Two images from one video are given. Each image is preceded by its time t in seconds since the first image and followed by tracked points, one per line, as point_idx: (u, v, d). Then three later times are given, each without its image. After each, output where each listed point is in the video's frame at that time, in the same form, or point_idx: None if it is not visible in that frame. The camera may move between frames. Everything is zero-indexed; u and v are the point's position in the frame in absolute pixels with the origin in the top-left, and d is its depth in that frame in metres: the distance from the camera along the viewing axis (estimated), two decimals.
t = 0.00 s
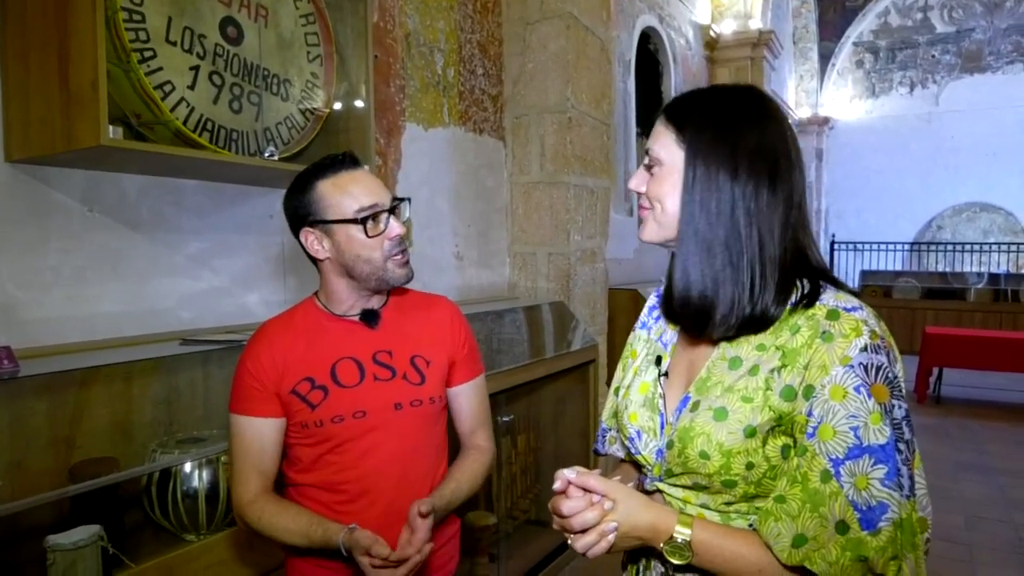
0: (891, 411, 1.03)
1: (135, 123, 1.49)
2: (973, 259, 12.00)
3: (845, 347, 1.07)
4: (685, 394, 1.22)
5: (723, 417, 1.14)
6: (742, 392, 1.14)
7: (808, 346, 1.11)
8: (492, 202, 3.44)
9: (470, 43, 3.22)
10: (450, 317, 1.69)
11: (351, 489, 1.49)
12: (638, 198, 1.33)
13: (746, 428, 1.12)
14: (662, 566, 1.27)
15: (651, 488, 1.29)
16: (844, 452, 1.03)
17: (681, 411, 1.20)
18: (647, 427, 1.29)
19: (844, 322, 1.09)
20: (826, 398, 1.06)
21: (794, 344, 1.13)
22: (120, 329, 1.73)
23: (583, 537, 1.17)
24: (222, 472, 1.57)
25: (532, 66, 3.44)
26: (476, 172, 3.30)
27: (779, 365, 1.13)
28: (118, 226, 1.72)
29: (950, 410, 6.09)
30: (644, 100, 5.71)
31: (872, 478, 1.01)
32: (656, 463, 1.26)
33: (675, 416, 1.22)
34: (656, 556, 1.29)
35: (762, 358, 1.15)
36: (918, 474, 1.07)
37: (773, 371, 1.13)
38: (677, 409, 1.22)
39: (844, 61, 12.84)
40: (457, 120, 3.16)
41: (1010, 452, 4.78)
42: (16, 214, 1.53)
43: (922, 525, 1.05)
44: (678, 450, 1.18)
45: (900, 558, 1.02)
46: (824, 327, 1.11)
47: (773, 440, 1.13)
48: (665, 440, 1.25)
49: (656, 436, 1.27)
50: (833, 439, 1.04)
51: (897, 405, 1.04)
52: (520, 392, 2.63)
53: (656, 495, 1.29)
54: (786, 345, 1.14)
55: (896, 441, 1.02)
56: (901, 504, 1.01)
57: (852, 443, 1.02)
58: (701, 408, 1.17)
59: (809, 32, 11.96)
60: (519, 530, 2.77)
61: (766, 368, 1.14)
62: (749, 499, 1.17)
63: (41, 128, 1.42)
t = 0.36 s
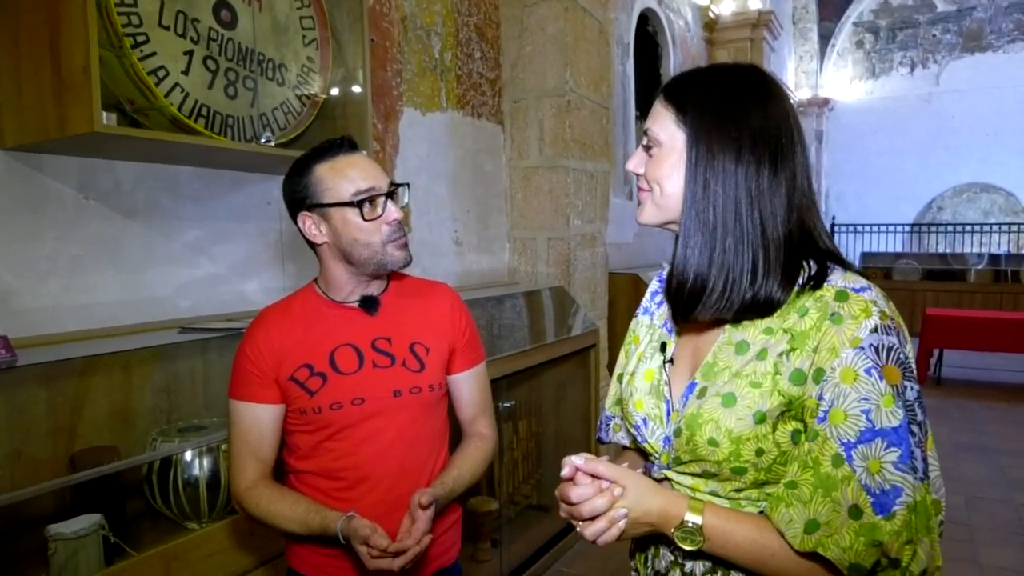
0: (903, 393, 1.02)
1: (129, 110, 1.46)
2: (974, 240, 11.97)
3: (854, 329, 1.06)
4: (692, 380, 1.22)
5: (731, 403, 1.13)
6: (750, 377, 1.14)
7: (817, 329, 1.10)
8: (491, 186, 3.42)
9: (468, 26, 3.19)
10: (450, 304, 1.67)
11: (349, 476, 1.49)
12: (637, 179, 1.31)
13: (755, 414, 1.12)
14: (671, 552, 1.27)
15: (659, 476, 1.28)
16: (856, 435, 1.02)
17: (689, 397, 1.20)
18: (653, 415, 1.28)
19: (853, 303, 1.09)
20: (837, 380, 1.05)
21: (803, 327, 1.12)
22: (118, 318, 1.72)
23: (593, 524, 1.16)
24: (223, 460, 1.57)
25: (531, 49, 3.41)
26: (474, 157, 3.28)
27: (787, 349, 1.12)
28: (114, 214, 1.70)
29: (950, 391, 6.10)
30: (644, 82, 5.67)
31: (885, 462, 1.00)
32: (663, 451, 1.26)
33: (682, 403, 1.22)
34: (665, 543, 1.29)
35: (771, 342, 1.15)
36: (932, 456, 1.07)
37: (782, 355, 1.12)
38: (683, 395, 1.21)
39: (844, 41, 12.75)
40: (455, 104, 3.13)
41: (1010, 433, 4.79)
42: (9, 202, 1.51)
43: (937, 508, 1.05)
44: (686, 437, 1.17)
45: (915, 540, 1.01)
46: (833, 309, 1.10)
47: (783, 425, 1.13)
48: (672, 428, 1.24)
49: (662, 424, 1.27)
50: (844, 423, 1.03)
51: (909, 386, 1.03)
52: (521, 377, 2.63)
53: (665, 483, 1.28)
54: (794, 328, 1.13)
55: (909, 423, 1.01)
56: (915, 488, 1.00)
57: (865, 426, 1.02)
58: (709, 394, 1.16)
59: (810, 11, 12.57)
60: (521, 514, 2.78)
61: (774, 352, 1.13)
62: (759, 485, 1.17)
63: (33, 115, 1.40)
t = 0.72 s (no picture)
0: (910, 390, 1.02)
1: (129, 111, 1.46)
2: (974, 236, 11.97)
3: (860, 327, 1.06)
4: (696, 379, 1.22)
5: (736, 402, 1.13)
6: (755, 375, 1.14)
7: (823, 326, 1.10)
8: (491, 186, 3.42)
9: (467, 26, 3.19)
10: (462, 308, 1.66)
11: (356, 474, 1.48)
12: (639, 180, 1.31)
13: (760, 412, 1.12)
14: (676, 553, 1.27)
15: (663, 476, 1.29)
16: (862, 434, 1.02)
17: (693, 396, 1.20)
18: (657, 414, 1.28)
19: (859, 301, 1.09)
20: (842, 378, 1.05)
21: (808, 325, 1.12)
22: (120, 320, 1.72)
23: (597, 528, 1.16)
24: (226, 461, 1.54)
25: (530, 49, 3.41)
26: (474, 156, 3.28)
27: (792, 347, 1.12)
28: (115, 216, 1.70)
29: (951, 387, 6.10)
30: (643, 81, 5.68)
31: (892, 460, 1.00)
32: (668, 450, 1.26)
33: (686, 402, 1.22)
34: (669, 544, 1.29)
35: (775, 340, 1.15)
36: (939, 454, 1.07)
37: (786, 353, 1.13)
38: (687, 395, 1.22)
39: (843, 38, 12.75)
40: (455, 104, 3.13)
41: (1012, 429, 4.79)
42: (11, 204, 1.51)
43: (945, 507, 1.04)
44: (691, 436, 1.18)
45: (922, 539, 1.01)
46: (839, 307, 1.10)
47: (789, 424, 1.12)
48: (677, 427, 1.25)
49: (666, 423, 1.27)
50: (850, 421, 1.03)
51: (916, 384, 1.03)
52: (523, 376, 2.63)
53: (668, 483, 1.28)
54: (799, 326, 1.13)
55: (916, 421, 1.01)
56: (921, 486, 1.00)
57: (870, 424, 1.02)
58: (714, 393, 1.16)
59: (808, 10, 12.41)
60: (524, 514, 2.78)
61: (779, 350, 1.14)
62: (765, 484, 1.16)
63: (34, 116, 1.40)
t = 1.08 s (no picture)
0: (917, 394, 1.02)
1: (135, 118, 1.46)
2: (978, 240, 11.95)
3: (868, 331, 1.06)
4: (702, 383, 1.22)
5: (743, 404, 1.13)
6: (762, 378, 1.14)
7: (830, 330, 1.10)
8: (495, 191, 3.43)
9: (470, 32, 3.21)
10: (475, 316, 1.67)
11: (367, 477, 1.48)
12: (645, 188, 1.31)
13: (768, 415, 1.11)
14: (679, 558, 1.27)
15: (667, 480, 1.28)
16: (870, 437, 1.02)
17: (698, 400, 1.20)
18: (661, 417, 1.28)
19: (866, 305, 1.09)
20: (850, 382, 1.05)
21: (815, 329, 1.12)
22: (125, 325, 1.73)
23: (602, 531, 1.16)
24: (231, 466, 1.54)
25: (533, 54, 3.42)
26: (477, 161, 3.29)
27: (800, 350, 1.12)
28: (121, 221, 1.71)
29: (956, 391, 6.09)
30: (645, 86, 5.70)
31: (900, 463, 1.00)
32: (671, 454, 1.25)
33: (691, 406, 1.22)
34: (673, 548, 1.28)
35: (783, 343, 1.15)
36: (944, 458, 1.07)
37: (794, 356, 1.12)
38: (693, 398, 1.21)
39: (845, 43, 12.77)
40: (459, 109, 3.14)
41: (1017, 433, 4.77)
42: (18, 210, 1.52)
43: (950, 511, 1.05)
44: (697, 439, 1.17)
45: (931, 543, 1.00)
46: (846, 311, 1.10)
47: (795, 428, 1.12)
48: (681, 431, 1.24)
49: (670, 427, 1.27)
50: (858, 425, 1.03)
51: (922, 388, 1.03)
52: (526, 381, 2.63)
53: (672, 487, 1.28)
54: (807, 330, 1.13)
55: (924, 425, 1.01)
56: (930, 490, 1.00)
57: (878, 428, 1.02)
58: (720, 396, 1.16)
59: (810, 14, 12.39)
60: (527, 519, 2.78)
61: (786, 353, 1.13)
62: (770, 488, 1.16)
63: (41, 123, 1.41)
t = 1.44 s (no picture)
0: (918, 400, 1.02)
1: (140, 122, 1.48)
2: (979, 247, 11.93)
3: (869, 336, 1.06)
4: (702, 389, 1.22)
5: (744, 410, 1.14)
6: (763, 384, 1.14)
7: (831, 336, 1.10)
8: (496, 196, 3.44)
9: (472, 38, 3.22)
10: (480, 320, 1.68)
11: (380, 486, 1.49)
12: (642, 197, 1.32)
13: (769, 421, 1.12)
14: (679, 564, 1.27)
15: (667, 486, 1.28)
16: (872, 443, 1.02)
17: (699, 406, 1.20)
18: (661, 424, 1.28)
19: (867, 311, 1.09)
20: (852, 388, 1.05)
21: (816, 335, 1.12)
22: (127, 329, 1.74)
23: (604, 536, 1.17)
24: (231, 470, 1.54)
25: (535, 61, 3.43)
26: (479, 167, 3.29)
27: (801, 356, 1.13)
28: (123, 225, 1.72)
29: (958, 399, 6.07)
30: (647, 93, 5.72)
31: (902, 469, 1.00)
32: (672, 460, 1.26)
33: (691, 412, 1.22)
34: (673, 554, 1.28)
35: (784, 349, 1.15)
36: (945, 464, 1.07)
37: (795, 362, 1.13)
38: (693, 404, 1.22)
39: (847, 50, 12.79)
40: (460, 115, 3.15)
41: (1019, 441, 4.76)
42: (22, 214, 1.53)
43: (951, 516, 1.04)
44: (698, 446, 1.17)
45: (933, 549, 1.00)
46: (847, 317, 1.10)
47: (796, 433, 1.13)
48: (681, 437, 1.24)
49: (670, 433, 1.27)
50: (860, 430, 1.03)
51: (923, 394, 1.03)
52: (527, 386, 2.63)
53: (673, 493, 1.28)
54: (808, 336, 1.13)
55: (925, 431, 1.01)
56: (932, 495, 1.00)
57: (880, 434, 1.01)
58: (721, 402, 1.17)
59: (812, 21, 12.28)
60: (528, 525, 2.77)
61: (787, 359, 1.14)
62: (771, 494, 1.16)
63: (46, 128, 1.42)
